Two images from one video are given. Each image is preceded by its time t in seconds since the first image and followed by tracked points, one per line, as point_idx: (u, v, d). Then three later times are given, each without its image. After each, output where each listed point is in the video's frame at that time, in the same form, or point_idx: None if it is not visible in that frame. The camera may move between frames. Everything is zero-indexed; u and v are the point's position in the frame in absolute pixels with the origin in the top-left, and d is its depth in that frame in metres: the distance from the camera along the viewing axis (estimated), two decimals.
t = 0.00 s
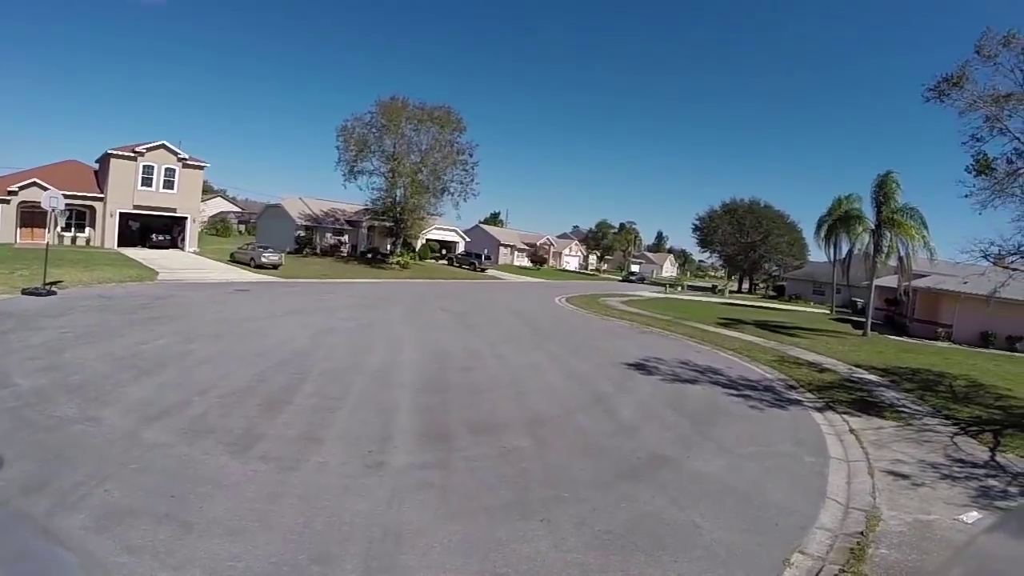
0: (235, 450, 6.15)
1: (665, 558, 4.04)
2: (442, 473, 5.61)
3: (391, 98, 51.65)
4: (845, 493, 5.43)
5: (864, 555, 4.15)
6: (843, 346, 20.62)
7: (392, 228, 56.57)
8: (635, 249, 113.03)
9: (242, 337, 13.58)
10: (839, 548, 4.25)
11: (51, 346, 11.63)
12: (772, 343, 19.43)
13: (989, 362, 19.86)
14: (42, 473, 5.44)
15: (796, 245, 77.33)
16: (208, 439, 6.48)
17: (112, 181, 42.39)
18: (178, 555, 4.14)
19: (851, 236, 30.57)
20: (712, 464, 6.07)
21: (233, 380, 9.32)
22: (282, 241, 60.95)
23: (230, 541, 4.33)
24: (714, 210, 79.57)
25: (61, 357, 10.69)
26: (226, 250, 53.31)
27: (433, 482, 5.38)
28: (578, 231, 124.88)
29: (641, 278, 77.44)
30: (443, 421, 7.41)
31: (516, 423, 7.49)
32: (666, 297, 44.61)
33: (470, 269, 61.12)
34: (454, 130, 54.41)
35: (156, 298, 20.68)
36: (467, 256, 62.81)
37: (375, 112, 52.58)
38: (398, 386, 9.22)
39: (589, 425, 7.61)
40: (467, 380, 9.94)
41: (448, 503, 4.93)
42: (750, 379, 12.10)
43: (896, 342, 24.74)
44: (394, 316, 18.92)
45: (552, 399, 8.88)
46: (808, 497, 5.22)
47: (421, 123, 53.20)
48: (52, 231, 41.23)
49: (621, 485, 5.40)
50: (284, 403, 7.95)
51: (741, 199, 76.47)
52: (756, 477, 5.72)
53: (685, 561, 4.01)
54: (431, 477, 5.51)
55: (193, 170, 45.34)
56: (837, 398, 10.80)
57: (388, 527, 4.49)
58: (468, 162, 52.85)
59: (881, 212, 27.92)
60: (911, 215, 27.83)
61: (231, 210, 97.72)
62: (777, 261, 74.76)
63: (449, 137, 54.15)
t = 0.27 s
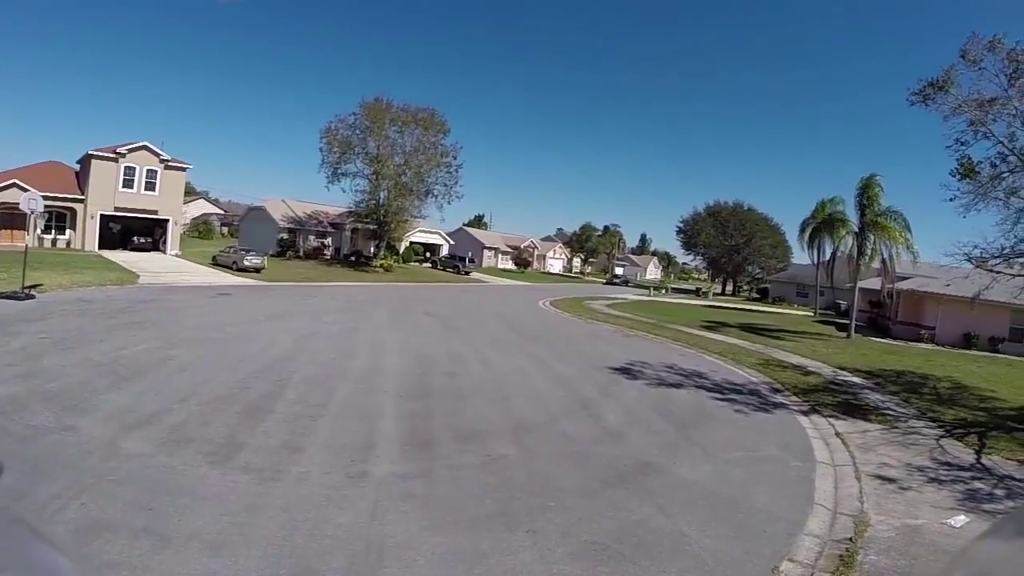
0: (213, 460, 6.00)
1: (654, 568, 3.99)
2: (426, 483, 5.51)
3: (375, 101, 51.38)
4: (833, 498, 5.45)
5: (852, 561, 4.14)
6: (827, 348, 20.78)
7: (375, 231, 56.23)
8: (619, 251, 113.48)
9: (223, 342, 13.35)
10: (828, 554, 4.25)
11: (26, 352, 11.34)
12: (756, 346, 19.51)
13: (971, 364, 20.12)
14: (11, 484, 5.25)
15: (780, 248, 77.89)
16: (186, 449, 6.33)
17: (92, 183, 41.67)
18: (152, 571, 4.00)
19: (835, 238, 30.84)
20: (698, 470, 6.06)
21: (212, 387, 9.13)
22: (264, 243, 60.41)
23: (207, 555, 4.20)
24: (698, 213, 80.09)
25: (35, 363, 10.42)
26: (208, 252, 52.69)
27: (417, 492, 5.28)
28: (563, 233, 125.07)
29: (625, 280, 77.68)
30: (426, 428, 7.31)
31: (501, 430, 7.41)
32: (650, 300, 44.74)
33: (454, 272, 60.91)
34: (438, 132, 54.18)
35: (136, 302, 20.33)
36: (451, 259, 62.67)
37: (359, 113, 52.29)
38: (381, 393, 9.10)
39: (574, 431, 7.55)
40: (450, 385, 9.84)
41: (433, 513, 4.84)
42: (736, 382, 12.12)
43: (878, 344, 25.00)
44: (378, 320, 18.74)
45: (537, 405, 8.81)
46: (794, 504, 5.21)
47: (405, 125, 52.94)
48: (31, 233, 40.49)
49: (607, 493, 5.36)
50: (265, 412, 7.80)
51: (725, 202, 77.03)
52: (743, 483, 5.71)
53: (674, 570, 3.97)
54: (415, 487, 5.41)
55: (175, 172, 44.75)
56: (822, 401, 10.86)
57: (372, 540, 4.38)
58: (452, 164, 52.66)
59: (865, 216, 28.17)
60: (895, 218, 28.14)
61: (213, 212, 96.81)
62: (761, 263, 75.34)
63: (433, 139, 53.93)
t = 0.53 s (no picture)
0: (194, 463, 5.88)
1: (643, 567, 3.98)
2: (413, 484, 5.45)
3: (359, 96, 51.00)
4: (821, 494, 5.50)
5: (841, 557, 4.18)
6: (813, 344, 20.92)
7: (360, 227, 55.87)
8: (605, 247, 113.78)
9: (205, 341, 13.16)
10: (818, 551, 4.28)
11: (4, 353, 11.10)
12: (742, 342, 19.60)
13: (953, 358, 20.39)
14: None
15: (765, 244, 78.34)
16: (168, 452, 6.20)
17: (73, 179, 40.97)
18: None
19: (820, 234, 31.07)
20: (687, 468, 6.08)
21: (194, 388, 8.97)
22: (248, 240, 59.83)
23: (189, 560, 4.10)
24: (684, 209, 80.42)
25: (14, 365, 10.20)
26: (191, 249, 52.09)
27: (402, 493, 5.22)
28: (548, 229, 125.22)
29: (610, 276, 77.97)
30: (411, 428, 7.23)
31: (488, 429, 7.35)
32: (636, 296, 44.85)
33: (440, 268, 60.72)
34: (423, 128, 53.85)
35: (118, 301, 20.02)
36: (436, 255, 62.43)
37: (343, 109, 51.91)
38: (365, 392, 9.01)
39: (561, 429, 7.52)
40: (436, 384, 9.77)
41: (420, 515, 4.78)
42: (722, 379, 12.16)
43: (863, 339, 25.25)
44: (362, 318, 18.60)
45: (523, 403, 8.77)
46: (781, 500, 5.27)
47: (390, 121, 52.63)
48: (11, 230, 39.76)
49: (596, 492, 5.34)
50: (248, 412, 7.67)
51: (710, 198, 77.36)
52: (731, 480, 5.73)
53: (663, 569, 3.97)
54: (401, 488, 5.35)
55: (157, 168, 44.13)
56: (809, 397, 10.94)
57: (356, 543, 4.32)
58: (437, 160, 52.40)
59: (850, 212, 28.38)
60: (880, 215, 28.41)
61: (198, 208, 95.96)
62: (747, 260, 75.75)
63: (418, 135, 53.63)
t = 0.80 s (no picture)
0: (176, 471, 5.77)
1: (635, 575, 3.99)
2: (400, 491, 5.38)
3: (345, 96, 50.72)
4: (810, 498, 5.58)
5: (832, 562, 4.28)
6: (799, 345, 21.05)
7: (345, 228, 55.55)
8: (590, 248, 114.05)
9: (188, 345, 12.94)
10: (808, 556, 4.36)
11: None
12: (729, 343, 19.66)
13: (937, 358, 20.66)
14: None
15: (750, 244, 78.85)
16: (149, 460, 6.06)
17: (55, 180, 40.31)
18: None
19: (805, 235, 31.31)
20: (676, 473, 6.12)
21: (177, 394, 8.80)
22: (232, 242, 59.26)
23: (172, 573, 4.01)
24: (669, 210, 80.80)
25: None
26: (174, 251, 51.43)
27: (388, 501, 5.15)
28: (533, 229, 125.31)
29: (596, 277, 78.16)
30: (396, 434, 7.16)
31: (474, 433, 7.30)
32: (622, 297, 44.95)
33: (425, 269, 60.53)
34: (408, 128, 53.68)
35: (100, 304, 19.67)
36: (422, 257, 62.22)
37: (328, 109, 51.61)
38: (350, 397, 8.90)
39: (549, 434, 7.49)
40: (422, 388, 9.69)
41: (409, 523, 4.73)
42: (709, 380, 12.20)
43: (847, 339, 25.51)
44: (347, 321, 18.44)
45: (509, 407, 8.73)
46: (772, 505, 5.35)
47: (375, 122, 52.43)
48: None
49: (586, 499, 5.33)
50: (231, 419, 7.54)
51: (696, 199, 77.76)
52: (721, 486, 5.77)
53: None
54: (388, 496, 5.28)
55: (141, 169, 43.55)
56: (797, 398, 11.00)
57: (343, 553, 4.26)
58: (422, 161, 52.22)
59: (836, 213, 28.63)
60: (864, 215, 28.70)
61: (181, 209, 95.02)
62: (732, 260, 76.26)
63: (404, 136, 53.44)
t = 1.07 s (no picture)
0: (156, 480, 5.63)
1: None
2: (385, 498, 5.30)
3: (329, 98, 50.41)
4: (797, 501, 5.68)
5: (821, 564, 4.36)
6: (783, 345, 21.19)
7: (329, 231, 55.15)
8: (575, 249, 114.33)
9: (170, 349, 12.71)
10: (798, 559, 4.42)
11: None
12: (714, 344, 19.73)
13: (921, 358, 20.89)
14: None
15: (734, 245, 79.36)
16: (128, 468, 5.89)
17: (36, 181, 39.60)
18: None
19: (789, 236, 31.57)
20: (664, 477, 6.15)
21: (158, 399, 8.62)
22: (215, 244, 58.62)
23: None
24: (654, 212, 81.21)
25: None
26: (155, 253, 50.71)
27: (373, 509, 5.07)
28: (518, 231, 125.33)
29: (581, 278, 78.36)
30: (381, 439, 7.07)
31: (459, 438, 7.24)
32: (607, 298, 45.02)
33: (409, 272, 60.26)
34: (393, 130, 53.47)
35: (80, 307, 19.28)
36: (406, 259, 61.95)
37: (312, 111, 51.26)
38: (333, 402, 8.78)
39: (535, 438, 7.44)
40: (406, 392, 9.59)
41: (396, 532, 4.65)
42: (695, 382, 12.23)
43: (832, 340, 25.70)
44: (331, 324, 18.23)
45: (495, 411, 8.67)
46: (760, 508, 5.43)
47: (360, 123, 52.16)
48: None
49: (574, 504, 5.32)
50: (213, 425, 7.39)
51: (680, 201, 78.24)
52: (709, 489, 5.81)
53: None
54: (374, 502, 5.21)
55: (124, 170, 42.93)
56: (782, 399, 11.06)
57: (329, 562, 4.18)
58: (407, 162, 52.02)
59: (820, 215, 28.90)
60: (848, 217, 29.00)
61: (163, 211, 93.95)
62: (716, 261, 76.81)
63: (388, 137, 53.20)
